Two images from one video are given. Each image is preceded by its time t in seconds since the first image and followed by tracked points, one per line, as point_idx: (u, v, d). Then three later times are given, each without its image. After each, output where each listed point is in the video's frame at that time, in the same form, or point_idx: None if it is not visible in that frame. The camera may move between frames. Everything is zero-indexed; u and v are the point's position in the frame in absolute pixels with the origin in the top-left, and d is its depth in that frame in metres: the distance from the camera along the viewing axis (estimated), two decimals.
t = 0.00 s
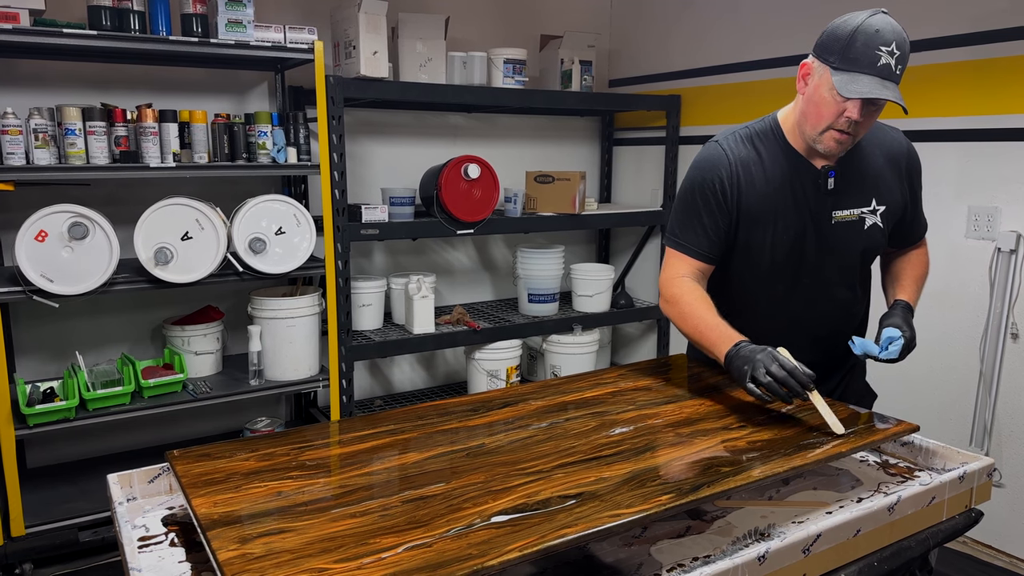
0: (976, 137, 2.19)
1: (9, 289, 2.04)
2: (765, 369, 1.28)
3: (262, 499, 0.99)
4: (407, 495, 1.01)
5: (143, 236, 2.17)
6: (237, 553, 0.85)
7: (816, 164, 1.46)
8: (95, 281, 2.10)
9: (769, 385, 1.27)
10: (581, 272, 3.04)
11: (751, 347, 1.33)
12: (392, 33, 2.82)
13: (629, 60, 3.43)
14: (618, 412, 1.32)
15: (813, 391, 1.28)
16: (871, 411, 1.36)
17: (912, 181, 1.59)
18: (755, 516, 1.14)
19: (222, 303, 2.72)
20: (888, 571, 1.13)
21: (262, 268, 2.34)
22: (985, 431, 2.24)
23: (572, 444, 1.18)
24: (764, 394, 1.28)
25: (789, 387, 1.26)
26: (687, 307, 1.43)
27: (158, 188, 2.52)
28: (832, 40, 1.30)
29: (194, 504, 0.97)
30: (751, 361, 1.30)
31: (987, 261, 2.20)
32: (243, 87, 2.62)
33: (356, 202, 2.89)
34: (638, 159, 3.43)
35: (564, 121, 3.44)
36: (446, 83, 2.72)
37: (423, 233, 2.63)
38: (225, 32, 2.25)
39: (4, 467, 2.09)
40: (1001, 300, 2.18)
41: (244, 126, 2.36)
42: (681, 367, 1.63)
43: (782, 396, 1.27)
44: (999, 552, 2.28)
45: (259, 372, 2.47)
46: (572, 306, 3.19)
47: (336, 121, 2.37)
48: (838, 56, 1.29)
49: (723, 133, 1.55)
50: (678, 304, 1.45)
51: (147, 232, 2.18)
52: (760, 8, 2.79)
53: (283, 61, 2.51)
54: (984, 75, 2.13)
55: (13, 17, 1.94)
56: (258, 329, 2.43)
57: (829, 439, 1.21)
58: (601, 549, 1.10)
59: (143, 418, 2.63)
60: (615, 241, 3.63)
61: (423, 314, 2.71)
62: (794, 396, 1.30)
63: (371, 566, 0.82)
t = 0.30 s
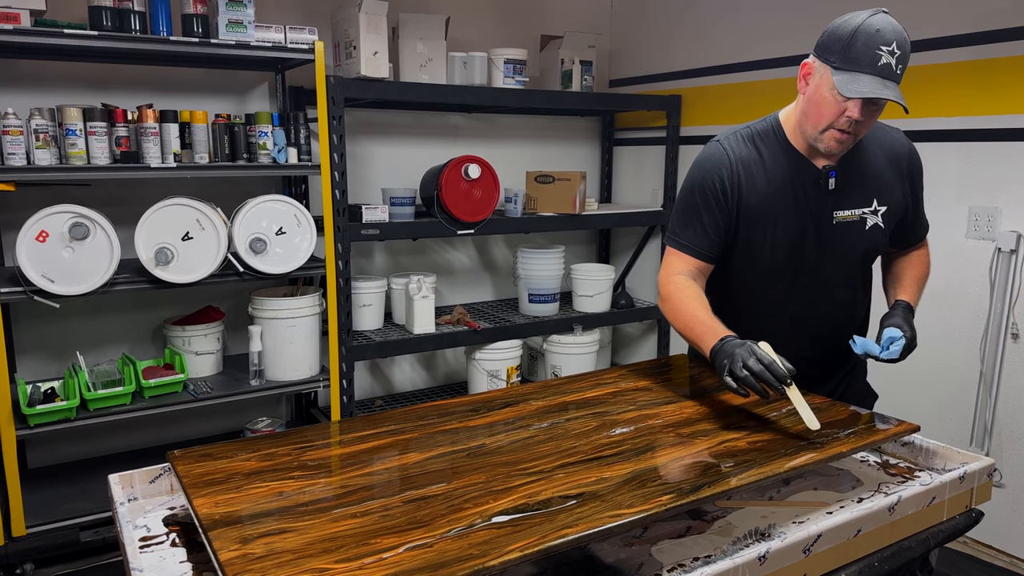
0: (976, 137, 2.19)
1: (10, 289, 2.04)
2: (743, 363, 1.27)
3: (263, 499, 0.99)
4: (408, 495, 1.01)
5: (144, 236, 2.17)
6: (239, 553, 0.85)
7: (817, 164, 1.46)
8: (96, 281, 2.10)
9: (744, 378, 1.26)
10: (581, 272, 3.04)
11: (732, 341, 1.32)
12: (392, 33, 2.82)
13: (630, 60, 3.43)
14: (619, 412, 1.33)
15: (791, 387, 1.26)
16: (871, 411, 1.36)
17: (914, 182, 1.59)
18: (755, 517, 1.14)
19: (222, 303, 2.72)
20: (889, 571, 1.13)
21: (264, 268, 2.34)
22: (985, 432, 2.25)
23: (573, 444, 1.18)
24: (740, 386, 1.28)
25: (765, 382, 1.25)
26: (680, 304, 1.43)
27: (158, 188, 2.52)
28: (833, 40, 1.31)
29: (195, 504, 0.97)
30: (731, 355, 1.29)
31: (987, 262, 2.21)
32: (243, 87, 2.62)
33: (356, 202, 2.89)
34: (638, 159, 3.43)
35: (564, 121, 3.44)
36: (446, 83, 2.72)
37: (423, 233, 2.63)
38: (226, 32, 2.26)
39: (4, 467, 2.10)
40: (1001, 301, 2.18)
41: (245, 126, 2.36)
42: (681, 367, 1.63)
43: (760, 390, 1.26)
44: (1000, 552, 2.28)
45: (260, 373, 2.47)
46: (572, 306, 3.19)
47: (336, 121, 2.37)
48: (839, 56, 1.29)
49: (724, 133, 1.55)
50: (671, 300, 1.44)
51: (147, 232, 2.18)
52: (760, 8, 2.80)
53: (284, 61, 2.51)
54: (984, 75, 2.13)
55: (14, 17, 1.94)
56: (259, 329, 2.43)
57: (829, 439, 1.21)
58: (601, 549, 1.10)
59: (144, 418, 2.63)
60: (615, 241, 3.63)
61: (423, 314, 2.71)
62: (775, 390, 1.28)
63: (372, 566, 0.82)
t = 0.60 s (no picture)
0: (976, 137, 2.19)
1: (10, 289, 2.04)
2: (774, 368, 1.28)
3: (264, 499, 0.99)
4: (408, 495, 1.01)
5: (144, 235, 2.17)
6: (240, 553, 0.85)
7: (820, 164, 1.46)
8: (97, 281, 2.10)
9: (777, 384, 1.27)
10: (581, 271, 3.04)
11: (759, 346, 1.33)
12: (392, 33, 2.82)
13: (630, 60, 3.43)
14: (620, 412, 1.32)
15: (822, 392, 1.28)
16: (871, 411, 1.36)
17: (917, 183, 1.59)
18: (756, 516, 1.14)
19: (222, 303, 2.72)
20: (890, 570, 1.13)
21: (264, 268, 2.34)
22: (985, 432, 2.24)
23: (574, 443, 1.18)
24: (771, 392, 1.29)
25: (798, 387, 1.26)
26: (694, 305, 1.43)
27: (158, 188, 2.52)
28: (836, 39, 1.31)
29: (196, 504, 0.97)
30: (760, 360, 1.30)
31: (988, 262, 2.20)
32: (244, 87, 2.62)
33: (357, 202, 2.89)
34: (638, 159, 3.43)
35: (565, 121, 3.44)
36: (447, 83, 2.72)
37: (424, 232, 2.63)
38: (226, 32, 2.25)
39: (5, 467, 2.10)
40: (1002, 301, 2.17)
41: (245, 126, 2.36)
42: (682, 367, 1.63)
43: (791, 396, 1.27)
44: (1000, 552, 2.28)
45: (260, 372, 2.47)
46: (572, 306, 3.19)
47: (336, 121, 2.37)
48: (842, 55, 1.29)
49: (727, 132, 1.55)
50: (685, 303, 1.45)
51: (148, 232, 2.18)
52: (760, 8, 2.80)
53: (284, 61, 2.51)
54: (984, 75, 2.13)
55: (14, 17, 1.94)
56: (259, 329, 2.43)
57: (830, 439, 1.21)
58: (603, 548, 1.10)
59: (144, 418, 2.63)
60: (616, 241, 3.63)
61: (423, 314, 2.71)
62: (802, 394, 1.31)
63: (373, 566, 0.82)
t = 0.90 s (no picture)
0: (976, 137, 2.19)
1: (10, 289, 2.04)
2: (809, 358, 1.27)
3: (264, 499, 0.99)
4: (409, 495, 1.01)
5: (144, 235, 2.17)
6: (240, 553, 0.85)
7: (826, 162, 1.47)
8: (97, 281, 2.10)
9: (815, 373, 1.26)
10: (581, 272, 3.04)
11: (788, 338, 1.33)
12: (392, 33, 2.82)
13: (630, 60, 3.43)
14: (620, 412, 1.32)
15: (855, 376, 1.28)
16: (871, 410, 1.36)
17: (924, 183, 1.58)
18: (757, 516, 1.14)
19: (222, 303, 2.71)
20: (890, 570, 1.13)
21: (264, 268, 2.34)
22: (986, 432, 2.24)
23: (574, 443, 1.18)
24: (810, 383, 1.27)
25: (835, 376, 1.26)
26: (710, 301, 1.44)
27: (159, 188, 2.52)
28: (836, 37, 1.31)
29: (196, 504, 0.97)
30: (794, 350, 1.29)
31: (988, 262, 2.20)
32: (244, 87, 2.62)
33: (357, 202, 2.89)
34: (639, 159, 3.43)
35: (565, 121, 3.44)
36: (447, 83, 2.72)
37: (424, 233, 2.63)
38: (226, 32, 2.25)
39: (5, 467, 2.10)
40: (1002, 301, 2.17)
41: (245, 126, 2.36)
42: (682, 367, 1.63)
43: (828, 384, 1.26)
44: (1000, 552, 2.28)
45: (260, 372, 2.47)
46: (572, 306, 3.19)
47: (336, 121, 2.37)
48: (842, 52, 1.30)
49: (735, 130, 1.56)
50: (700, 299, 1.45)
51: (148, 232, 2.17)
52: (760, 8, 2.80)
53: (284, 61, 2.51)
54: (984, 75, 2.13)
55: (14, 17, 1.94)
56: (259, 329, 2.43)
57: (830, 438, 1.21)
58: (603, 548, 1.10)
59: (145, 418, 2.63)
60: (616, 241, 3.63)
61: (423, 314, 2.71)
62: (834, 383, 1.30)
63: (373, 566, 0.82)
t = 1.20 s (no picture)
0: (976, 137, 2.19)
1: (10, 288, 2.04)
2: (809, 300, 1.29)
3: (264, 498, 0.99)
4: (408, 495, 1.01)
5: (144, 235, 2.17)
6: (239, 552, 0.85)
7: (826, 155, 1.47)
8: (97, 281, 2.10)
9: (819, 313, 1.28)
10: (581, 271, 3.04)
11: (781, 286, 1.34)
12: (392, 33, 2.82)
13: (630, 60, 3.43)
14: (620, 412, 1.32)
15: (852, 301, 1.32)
16: (872, 410, 1.36)
17: (936, 186, 1.54)
18: (757, 516, 1.14)
19: (222, 303, 2.71)
20: (890, 570, 1.13)
21: (264, 268, 2.34)
22: (986, 432, 2.24)
23: (574, 443, 1.18)
24: (817, 323, 1.29)
25: (837, 307, 1.29)
26: (700, 271, 1.47)
27: (159, 188, 2.52)
28: (828, 31, 1.33)
29: (195, 504, 0.97)
30: (792, 297, 1.30)
31: (988, 262, 2.20)
32: (244, 87, 2.62)
33: (357, 201, 2.89)
34: (638, 159, 3.43)
35: (565, 121, 3.44)
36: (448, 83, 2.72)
37: (424, 233, 2.63)
38: (226, 32, 2.25)
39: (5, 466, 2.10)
40: (1002, 300, 2.17)
41: (245, 126, 2.36)
42: (682, 367, 1.63)
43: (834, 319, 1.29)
44: (1001, 552, 2.28)
45: (260, 372, 2.47)
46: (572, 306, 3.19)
47: (336, 121, 2.37)
48: (834, 45, 1.31)
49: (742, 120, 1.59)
50: (692, 272, 1.49)
51: (148, 232, 2.17)
52: (760, 7, 2.80)
53: (285, 61, 2.51)
54: (983, 75, 2.13)
55: (14, 17, 1.95)
56: (259, 329, 2.43)
57: (830, 438, 1.20)
58: (603, 548, 1.10)
59: (145, 417, 2.63)
60: (616, 241, 3.63)
61: (423, 314, 2.71)
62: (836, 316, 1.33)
63: (372, 566, 0.82)
